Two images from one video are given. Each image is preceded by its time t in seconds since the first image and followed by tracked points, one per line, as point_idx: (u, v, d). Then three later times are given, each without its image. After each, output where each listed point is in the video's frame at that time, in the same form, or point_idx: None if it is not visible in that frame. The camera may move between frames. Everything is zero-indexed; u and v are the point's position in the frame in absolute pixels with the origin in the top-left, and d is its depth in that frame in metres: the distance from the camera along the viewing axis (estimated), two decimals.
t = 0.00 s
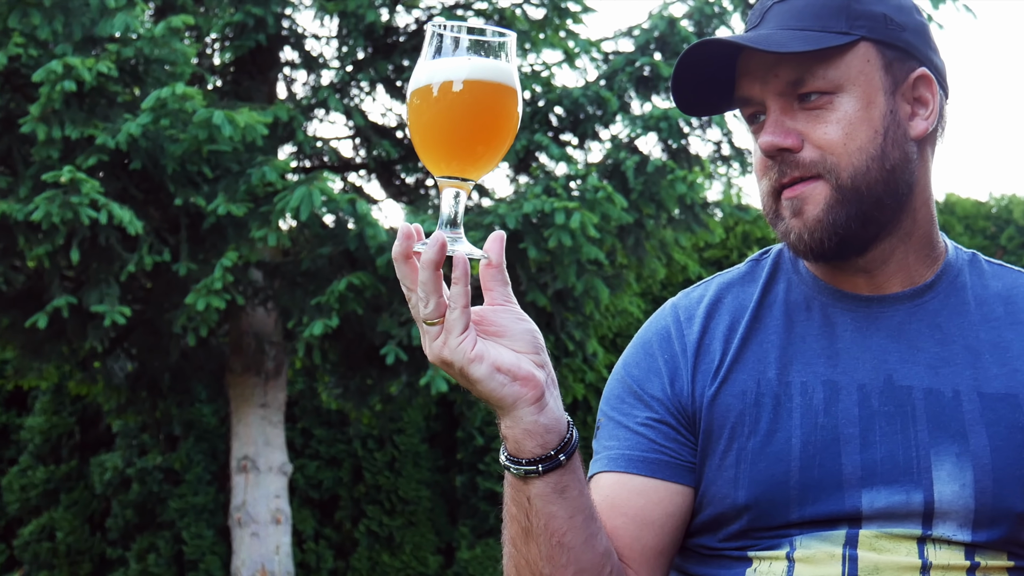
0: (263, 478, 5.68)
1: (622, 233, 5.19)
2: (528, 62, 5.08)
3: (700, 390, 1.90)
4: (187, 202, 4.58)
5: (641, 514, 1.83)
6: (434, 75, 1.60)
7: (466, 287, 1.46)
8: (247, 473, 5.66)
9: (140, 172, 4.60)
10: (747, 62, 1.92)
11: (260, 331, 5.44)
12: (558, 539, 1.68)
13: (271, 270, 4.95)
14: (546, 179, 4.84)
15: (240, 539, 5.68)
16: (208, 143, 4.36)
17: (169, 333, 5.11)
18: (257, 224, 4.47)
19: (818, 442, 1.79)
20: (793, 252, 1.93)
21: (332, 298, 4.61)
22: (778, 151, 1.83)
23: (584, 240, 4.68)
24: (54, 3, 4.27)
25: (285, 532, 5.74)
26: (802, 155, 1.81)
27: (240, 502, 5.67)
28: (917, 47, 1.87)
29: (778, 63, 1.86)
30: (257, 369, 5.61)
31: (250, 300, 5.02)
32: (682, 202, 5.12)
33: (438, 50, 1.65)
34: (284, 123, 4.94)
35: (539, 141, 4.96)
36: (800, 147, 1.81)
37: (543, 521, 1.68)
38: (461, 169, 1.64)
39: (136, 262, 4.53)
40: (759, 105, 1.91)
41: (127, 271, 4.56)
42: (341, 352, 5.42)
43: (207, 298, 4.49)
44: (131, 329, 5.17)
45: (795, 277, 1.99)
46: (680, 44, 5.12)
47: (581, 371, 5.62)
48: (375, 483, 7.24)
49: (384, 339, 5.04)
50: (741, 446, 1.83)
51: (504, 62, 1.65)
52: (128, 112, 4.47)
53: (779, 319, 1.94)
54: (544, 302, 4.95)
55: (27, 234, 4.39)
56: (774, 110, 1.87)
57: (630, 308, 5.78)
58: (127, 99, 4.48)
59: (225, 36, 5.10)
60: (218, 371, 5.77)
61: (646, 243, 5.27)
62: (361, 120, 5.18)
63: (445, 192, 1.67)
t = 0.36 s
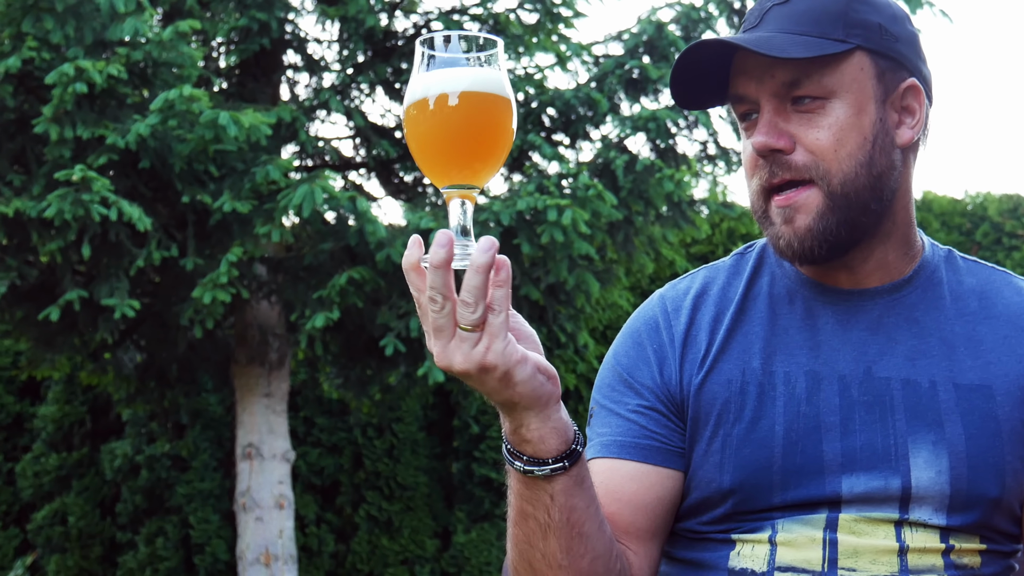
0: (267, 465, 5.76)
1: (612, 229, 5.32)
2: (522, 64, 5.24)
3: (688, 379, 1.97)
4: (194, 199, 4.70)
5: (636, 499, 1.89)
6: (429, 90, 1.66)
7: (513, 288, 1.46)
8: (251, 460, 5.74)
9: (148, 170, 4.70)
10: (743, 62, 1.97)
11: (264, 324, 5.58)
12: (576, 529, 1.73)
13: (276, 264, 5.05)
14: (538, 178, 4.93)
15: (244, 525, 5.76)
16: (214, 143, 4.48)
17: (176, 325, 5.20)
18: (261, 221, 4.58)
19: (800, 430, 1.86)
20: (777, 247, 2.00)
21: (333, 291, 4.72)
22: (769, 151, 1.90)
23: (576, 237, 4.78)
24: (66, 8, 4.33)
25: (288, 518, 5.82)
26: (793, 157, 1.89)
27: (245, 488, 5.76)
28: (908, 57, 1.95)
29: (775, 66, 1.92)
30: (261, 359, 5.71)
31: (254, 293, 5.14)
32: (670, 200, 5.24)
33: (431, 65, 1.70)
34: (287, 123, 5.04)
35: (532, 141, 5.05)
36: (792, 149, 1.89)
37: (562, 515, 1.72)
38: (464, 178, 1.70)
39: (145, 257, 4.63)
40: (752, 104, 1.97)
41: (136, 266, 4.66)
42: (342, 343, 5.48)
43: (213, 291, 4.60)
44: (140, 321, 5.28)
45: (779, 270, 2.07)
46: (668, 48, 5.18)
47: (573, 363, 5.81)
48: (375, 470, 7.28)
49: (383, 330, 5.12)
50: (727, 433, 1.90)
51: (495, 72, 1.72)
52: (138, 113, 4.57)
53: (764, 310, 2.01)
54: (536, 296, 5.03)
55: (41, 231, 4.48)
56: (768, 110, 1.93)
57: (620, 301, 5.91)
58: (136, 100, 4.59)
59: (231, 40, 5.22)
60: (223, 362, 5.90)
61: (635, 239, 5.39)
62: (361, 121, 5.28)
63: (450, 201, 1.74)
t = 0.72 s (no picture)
0: (271, 452, 5.86)
1: (603, 226, 5.42)
2: (516, 67, 5.44)
3: (676, 370, 2.05)
4: (200, 197, 4.81)
5: (626, 491, 1.97)
6: (423, 135, 1.57)
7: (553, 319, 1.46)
8: (255, 448, 5.85)
9: (156, 169, 4.82)
10: (738, 58, 2.04)
11: (268, 316, 5.74)
12: (585, 544, 1.74)
13: (278, 260, 5.21)
14: (532, 176, 5.04)
15: (247, 510, 5.83)
16: (220, 143, 4.58)
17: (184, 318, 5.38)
18: (265, 218, 4.73)
19: (784, 418, 1.94)
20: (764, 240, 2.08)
21: (335, 285, 4.85)
22: (761, 144, 1.97)
23: (568, 233, 4.90)
24: (77, 13, 4.44)
25: (291, 503, 5.92)
26: (783, 149, 1.96)
27: (249, 475, 5.84)
28: (896, 60, 2.03)
29: (770, 61, 1.98)
30: (264, 351, 5.85)
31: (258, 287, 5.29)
32: (659, 197, 5.38)
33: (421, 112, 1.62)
34: (290, 124, 5.18)
35: (526, 141, 5.16)
36: (782, 140, 1.96)
37: (573, 535, 1.71)
38: (470, 223, 1.60)
39: (153, 253, 4.79)
40: (745, 99, 2.04)
41: (145, 260, 4.80)
42: (343, 336, 5.60)
43: (219, 286, 4.71)
44: (148, 314, 5.42)
45: (763, 265, 2.15)
46: (657, 52, 5.39)
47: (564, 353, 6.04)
48: (375, 457, 7.37)
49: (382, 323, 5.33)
50: (712, 421, 1.97)
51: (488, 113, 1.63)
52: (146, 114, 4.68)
53: (749, 303, 2.09)
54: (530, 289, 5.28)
55: (53, 227, 4.58)
56: (760, 105, 2.00)
57: (610, 295, 6.11)
58: (144, 102, 4.67)
59: (236, 44, 5.36)
60: (228, 354, 6.05)
61: (625, 235, 5.51)
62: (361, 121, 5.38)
63: (461, 248, 1.64)
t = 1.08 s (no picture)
0: (274, 441, 6.07)
1: (594, 223, 5.64)
2: (511, 70, 5.64)
3: (659, 364, 2.11)
4: (206, 195, 4.94)
5: (612, 485, 2.05)
6: (429, 168, 1.58)
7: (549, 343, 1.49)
8: (259, 437, 6.05)
9: (164, 168, 4.98)
10: (718, 60, 2.11)
11: (272, 310, 5.90)
12: (572, 551, 1.79)
13: (282, 255, 5.31)
14: (526, 175, 5.20)
15: (252, 497, 6.02)
16: (225, 143, 4.72)
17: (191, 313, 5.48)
18: (268, 215, 4.84)
19: (765, 409, 2.01)
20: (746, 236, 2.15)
21: (336, 280, 4.96)
22: (742, 142, 2.04)
23: (560, 230, 5.12)
24: (87, 18, 4.57)
25: (294, 490, 6.09)
26: (763, 147, 2.03)
27: (254, 462, 6.05)
28: (870, 61, 2.12)
29: (749, 62, 2.06)
30: (268, 344, 6.04)
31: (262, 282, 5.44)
32: (648, 195, 5.58)
33: (425, 150, 1.64)
34: (292, 125, 5.34)
35: (519, 142, 5.30)
36: (762, 139, 2.03)
37: (560, 545, 1.76)
38: (474, 248, 1.60)
39: (160, 249, 4.89)
40: (727, 100, 2.12)
41: (152, 256, 4.93)
42: (343, 328, 5.73)
43: (224, 281, 4.84)
44: (156, 308, 5.55)
45: (744, 262, 2.23)
46: (646, 55, 5.52)
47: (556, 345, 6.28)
48: (374, 445, 7.49)
49: (382, 315, 5.37)
50: (696, 414, 2.05)
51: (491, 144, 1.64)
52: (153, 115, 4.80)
53: (730, 299, 2.16)
54: (524, 284, 5.44)
55: (64, 224, 4.71)
56: (741, 104, 2.07)
57: (601, 289, 6.28)
58: (153, 103, 4.80)
59: (241, 48, 5.51)
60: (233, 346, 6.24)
61: (615, 232, 5.74)
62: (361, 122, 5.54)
63: (463, 273, 1.63)
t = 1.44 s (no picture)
0: (278, 430, 6.30)
1: (586, 220, 5.85)
2: (506, 72, 5.79)
3: (646, 357, 2.18)
4: (211, 193, 5.11)
5: (600, 474, 2.12)
6: (420, 174, 1.64)
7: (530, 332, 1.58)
8: (262, 426, 6.29)
9: (170, 166, 5.13)
10: (700, 67, 2.18)
11: (275, 304, 6.07)
12: (556, 535, 1.89)
13: (284, 251, 5.53)
14: (520, 174, 5.41)
15: (256, 484, 6.30)
16: (230, 142, 4.90)
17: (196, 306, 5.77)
18: (272, 212, 4.99)
19: (747, 401, 2.08)
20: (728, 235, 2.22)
21: (337, 276, 5.15)
22: (722, 147, 2.11)
23: (554, 227, 5.32)
24: (97, 22, 4.71)
25: (296, 477, 6.37)
26: (743, 152, 2.10)
27: (258, 451, 6.30)
28: (846, 64, 2.19)
29: (728, 70, 2.13)
30: (271, 337, 6.24)
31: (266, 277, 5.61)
32: (638, 192, 5.75)
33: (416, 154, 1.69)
34: (295, 125, 5.44)
35: (515, 142, 5.56)
36: (742, 144, 2.09)
37: (545, 528, 1.86)
38: (461, 244, 1.67)
39: (167, 245, 5.08)
40: (707, 105, 2.18)
41: (159, 252, 5.13)
42: (344, 322, 5.92)
43: (229, 276, 5.01)
44: (162, 303, 5.74)
45: (728, 257, 2.29)
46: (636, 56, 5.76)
47: (549, 338, 6.37)
48: (374, 435, 7.71)
49: (380, 310, 5.57)
50: (681, 405, 2.12)
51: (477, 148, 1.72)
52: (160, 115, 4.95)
53: (714, 294, 2.23)
54: (519, 279, 5.63)
55: (74, 221, 4.86)
56: (721, 110, 2.14)
57: (593, 284, 6.47)
58: (159, 104, 4.94)
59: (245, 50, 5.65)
60: (238, 338, 6.41)
61: (606, 229, 5.91)
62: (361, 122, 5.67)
63: (450, 267, 1.68)
